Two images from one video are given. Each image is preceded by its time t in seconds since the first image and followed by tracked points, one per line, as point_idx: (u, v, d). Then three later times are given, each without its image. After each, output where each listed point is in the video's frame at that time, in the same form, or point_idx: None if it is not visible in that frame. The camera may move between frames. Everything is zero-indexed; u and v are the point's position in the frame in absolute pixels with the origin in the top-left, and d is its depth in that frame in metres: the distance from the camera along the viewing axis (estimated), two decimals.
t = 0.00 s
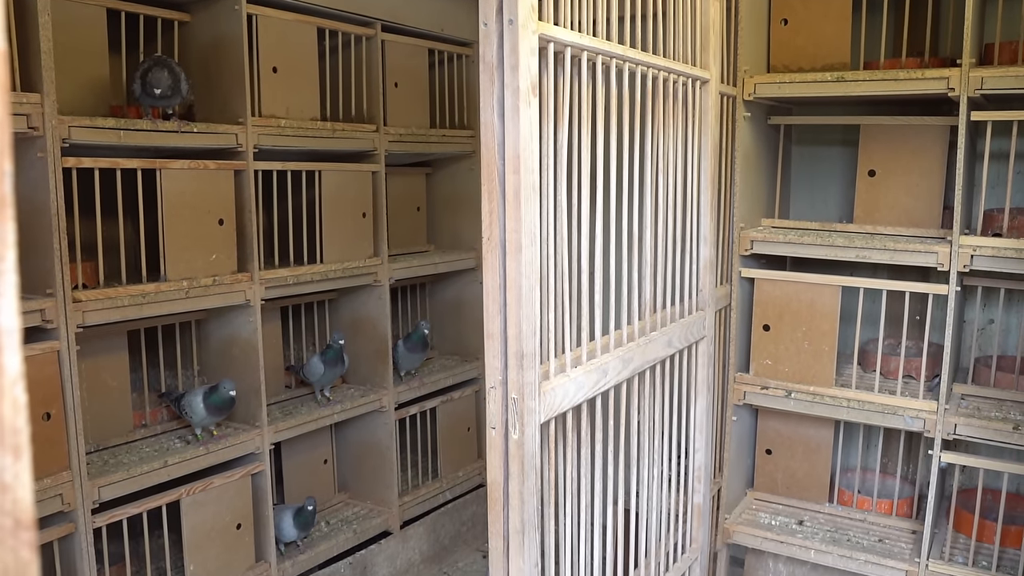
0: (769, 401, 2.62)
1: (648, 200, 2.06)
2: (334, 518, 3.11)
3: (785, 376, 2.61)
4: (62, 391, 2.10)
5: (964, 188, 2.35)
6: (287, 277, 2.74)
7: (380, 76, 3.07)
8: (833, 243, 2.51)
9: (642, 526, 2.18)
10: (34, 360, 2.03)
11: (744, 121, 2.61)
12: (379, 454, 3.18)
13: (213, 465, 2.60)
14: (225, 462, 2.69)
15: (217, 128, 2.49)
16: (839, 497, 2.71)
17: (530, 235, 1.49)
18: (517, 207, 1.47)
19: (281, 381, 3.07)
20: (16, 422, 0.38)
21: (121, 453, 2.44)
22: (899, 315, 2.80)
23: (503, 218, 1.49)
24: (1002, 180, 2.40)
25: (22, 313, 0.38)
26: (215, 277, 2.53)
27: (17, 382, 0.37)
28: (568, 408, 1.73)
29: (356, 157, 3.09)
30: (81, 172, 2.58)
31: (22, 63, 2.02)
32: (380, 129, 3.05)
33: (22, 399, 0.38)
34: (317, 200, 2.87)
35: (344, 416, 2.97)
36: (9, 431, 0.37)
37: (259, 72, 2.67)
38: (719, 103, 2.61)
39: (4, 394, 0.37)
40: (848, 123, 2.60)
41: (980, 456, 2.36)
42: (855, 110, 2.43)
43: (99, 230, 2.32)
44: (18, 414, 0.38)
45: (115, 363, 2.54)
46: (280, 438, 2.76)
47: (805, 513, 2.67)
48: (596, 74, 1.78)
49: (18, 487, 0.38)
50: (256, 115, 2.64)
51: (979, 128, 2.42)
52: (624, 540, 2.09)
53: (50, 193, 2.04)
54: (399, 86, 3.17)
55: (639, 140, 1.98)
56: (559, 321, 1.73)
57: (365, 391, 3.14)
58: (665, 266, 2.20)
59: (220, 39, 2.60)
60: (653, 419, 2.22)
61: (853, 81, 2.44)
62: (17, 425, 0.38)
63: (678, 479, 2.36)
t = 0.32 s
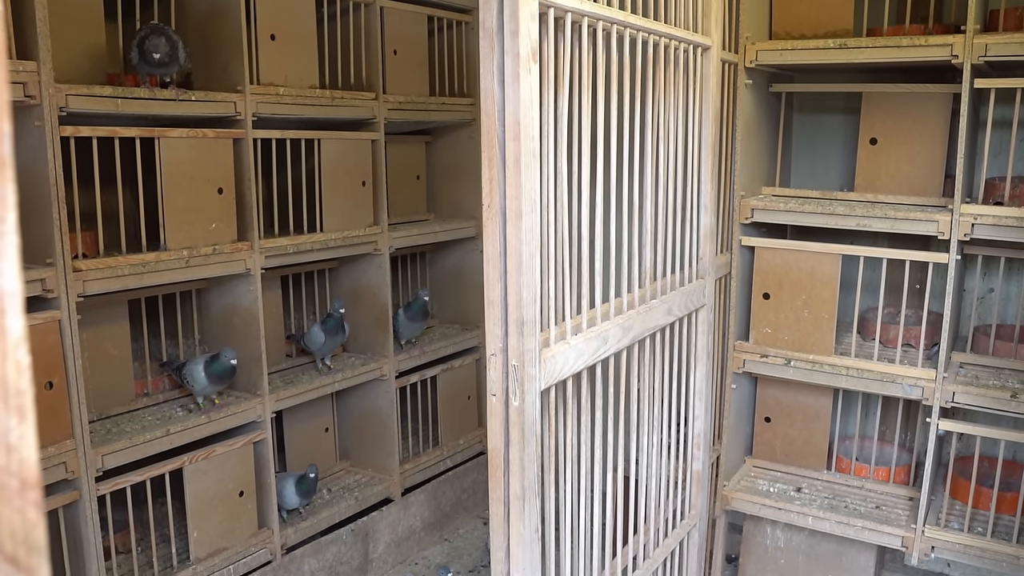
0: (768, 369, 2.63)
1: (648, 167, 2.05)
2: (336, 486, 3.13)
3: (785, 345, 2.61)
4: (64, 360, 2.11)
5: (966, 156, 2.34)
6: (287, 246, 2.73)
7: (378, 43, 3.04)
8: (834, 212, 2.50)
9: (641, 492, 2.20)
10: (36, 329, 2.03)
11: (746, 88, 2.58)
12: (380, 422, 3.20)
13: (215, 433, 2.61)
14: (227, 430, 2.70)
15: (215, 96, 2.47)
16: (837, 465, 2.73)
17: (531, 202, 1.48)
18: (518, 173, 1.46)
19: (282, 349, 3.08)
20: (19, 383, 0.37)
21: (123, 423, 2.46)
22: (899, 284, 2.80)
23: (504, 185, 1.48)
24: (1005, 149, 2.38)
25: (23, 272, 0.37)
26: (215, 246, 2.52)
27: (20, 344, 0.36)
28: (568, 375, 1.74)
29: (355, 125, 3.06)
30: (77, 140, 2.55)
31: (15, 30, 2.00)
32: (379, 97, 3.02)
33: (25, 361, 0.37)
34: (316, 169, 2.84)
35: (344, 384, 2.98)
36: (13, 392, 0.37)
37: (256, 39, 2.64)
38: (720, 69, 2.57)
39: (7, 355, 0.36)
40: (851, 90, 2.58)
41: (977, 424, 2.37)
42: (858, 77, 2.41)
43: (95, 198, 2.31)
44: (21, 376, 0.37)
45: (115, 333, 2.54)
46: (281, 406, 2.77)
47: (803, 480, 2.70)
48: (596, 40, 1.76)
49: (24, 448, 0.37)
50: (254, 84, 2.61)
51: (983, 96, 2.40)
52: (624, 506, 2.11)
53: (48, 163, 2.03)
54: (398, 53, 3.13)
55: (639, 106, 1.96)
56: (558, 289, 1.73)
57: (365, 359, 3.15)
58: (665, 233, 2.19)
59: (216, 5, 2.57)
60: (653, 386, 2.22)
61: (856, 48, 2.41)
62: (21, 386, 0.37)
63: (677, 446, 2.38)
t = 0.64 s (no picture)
0: (767, 337, 2.63)
1: (648, 134, 2.03)
2: (337, 453, 3.16)
3: (785, 313, 2.61)
4: (65, 329, 2.11)
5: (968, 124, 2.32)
6: (287, 215, 2.71)
7: (376, 9, 2.99)
8: (835, 180, 2.48)
9: (639, 458, 2.22)
10: (36, 299, 2.04)
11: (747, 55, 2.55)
12: (380, 391, 3.21)
13: (215, 401, 2.62)
14: (228, 398, 2.71)
15: (212, 64, 2.44)
16: (835, 432, 2.75)
17: (530, 169, 1.47)
18: (517, 140, 1.45)
19: (281, 318, 3.08)
20: (19, 345, 0.39)
21: (124, 392, 2.47)
22: (899, 253, 2.80)
23: (503, 150, 1.47)
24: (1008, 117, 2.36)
25: (22, 238, 0.39)
26: (214, 214, 2.51)
27: (21, 306, 0.39)
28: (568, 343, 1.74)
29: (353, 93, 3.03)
30: (72, 108, 2.53)
31: None
32: (377, 64, 2.98)
33: (26, 323, 0.39)
34: (314, 137, 2.82)
35: (345, 352, 2.99)
36: (13, 354, 0.39)
37: (252, 4, 2.60)
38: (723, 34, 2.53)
39: (7, 317, 0.38)
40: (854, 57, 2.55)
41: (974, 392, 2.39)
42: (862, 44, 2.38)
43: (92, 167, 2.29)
44: (22, 337, 0.39)
45: (114, 302, 2.54)
46: (282, 374, 2.78)
47: (801, 448, 2.72)
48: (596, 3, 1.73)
49: (26, 409, 0.40)
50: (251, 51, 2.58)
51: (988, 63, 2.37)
52: (623, 472, 2.13)
53: (45, 132, 2.02)
54: (396, 19, 3.08)
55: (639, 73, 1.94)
56: (558, 256, 1.72)
57: (365, 327, 3.15)
58: (664, 200, 2.18)
59: None
60: (653, 353, 2.23)
61: (860, 14, 2.38)
62: (22, 348, 0.39)
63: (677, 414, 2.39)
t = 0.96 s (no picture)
0: (767, 305, 2.63)
1: (647, 100, 2.02)
2: (337, 421, 3.18)
3: (785, 281, 2.61)
4: (65, 299, 2.11)
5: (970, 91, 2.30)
6: (286, 183, 2.70)
7: None
8: (836, 147, 2.47)
9: (637, 426, 2.24)
10: (36, 267, 2.03)
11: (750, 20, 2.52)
12: (380, 359, 3.22)
13: (216, 369, 2.63)
14: (229, 367, 2.72)
15: (209, 30, 2.41)
16: (833, 400, 2.77)
17: (529, 135, 1.46)
18: (518, 106, 1.44)
19: (281, 286, 3.08)
20: (21, 306, 0.39)
21: (125, 361, 2.47)
22: (899, 221, 2.79)
23: (502, 116, 1.46)
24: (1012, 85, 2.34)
25: (21, 198, 0.39)
26: (213, 183, 2.50)
27: (21, 267, 0.38)
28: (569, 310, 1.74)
29: (352, 59, 3.00)
30: (67, 74, 2.50)
31: None
32: (375, 31, 2.94)
33: (27, 284, 0.39)
34: (313, 103, 2.80)
35: (344, 321, 2.99)
36: (16, 315, 0.39)
37: None
38: None
39: (8, 278, 0.38)
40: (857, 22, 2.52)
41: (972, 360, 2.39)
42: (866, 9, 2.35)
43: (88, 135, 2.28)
44: (24, 299, 0.39)
45: (114, 271, 2.53)
46: (282, 342, 2.79)
47: (800, 415, 2.75)
48: None
49: (29, 369, 0.40)
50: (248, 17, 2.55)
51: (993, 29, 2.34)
52: (619, 438, 2.15)
53: (42, 99, 2.00)
54: None
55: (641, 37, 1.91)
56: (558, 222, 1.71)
57: (365, 296, 3.15)
58: (664, 167, 2.17)
59: None
60: (652, 321, 2.24)
61: None
62: (24, 310, 0.39)
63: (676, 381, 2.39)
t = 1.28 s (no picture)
0: (767, 271, 2.63)
1: (648, 65, 1.99)
2: (338, 387, 3.19)
3: (784, 247, 2.61)
4: (65, 266, 2.11)
5: (973, 55, 2.28)
6: (285, 149, 2.69)
7: None
8: (837, 113, 2.45)
9: (636, 392, 2.24)
10: (35, 234, 2.03)
11: None
12: (379, 327, 3.23)
13: (216, 335, 2.64)
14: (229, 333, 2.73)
15: None
16: (831, 365, 2.78)
17: (528, 99, 1.45)
18: (517, 69, 1.42)
19: (281, 253, 3.08)
20: (22, 265, 0.37)
21: (126, 328, 2.48)
22: (900, 187, 2.78)
23: (502, 80, 1.44)
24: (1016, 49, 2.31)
25: (19, 156, 0.37)
26: (210, 149, 2.48)
27: (21, 226, 0.36)
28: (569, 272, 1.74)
29: (349, 25, 2.97)
30: (62, 41, 2.48)
31: None
32: None
33: (27, 243, 0.37)
34: (311, 69, 2.78)
35: (344, 287, 2.99)
36: (16, 274, 0.37)
37: None
38: None
39: (8, 237, 0.36)
40: None
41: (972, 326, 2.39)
42: None
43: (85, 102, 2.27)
44: (24, 259, 0.37)
45: (114, 238, 2.53)
46: (282, 309, 2.79)
47: (798, 380, 2.76)
48: None
49: (31, 329, 0.38)
50: None
51: None
52: (618, 406, 2.15)
53: (37, 65, 1.99)
54: None
55: None
56: (557, 188, 1.70)
57: (365, 263, 3.15)
58: (665, 134, 2.15)
59: None
60: (652, 287, 2.24)
61: None
62: (23, 269, 0.37)
63: (676, 348, 2.39)
